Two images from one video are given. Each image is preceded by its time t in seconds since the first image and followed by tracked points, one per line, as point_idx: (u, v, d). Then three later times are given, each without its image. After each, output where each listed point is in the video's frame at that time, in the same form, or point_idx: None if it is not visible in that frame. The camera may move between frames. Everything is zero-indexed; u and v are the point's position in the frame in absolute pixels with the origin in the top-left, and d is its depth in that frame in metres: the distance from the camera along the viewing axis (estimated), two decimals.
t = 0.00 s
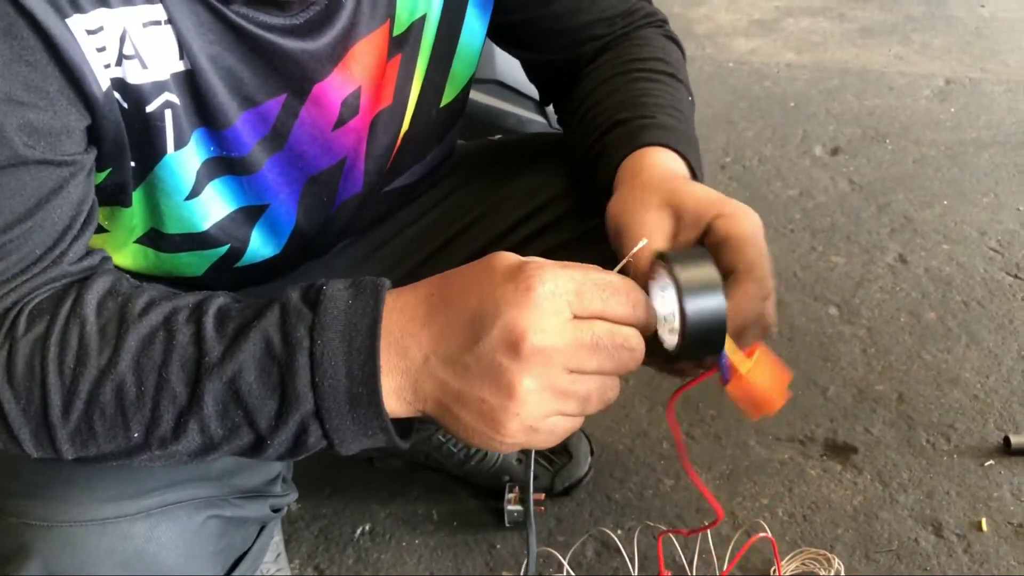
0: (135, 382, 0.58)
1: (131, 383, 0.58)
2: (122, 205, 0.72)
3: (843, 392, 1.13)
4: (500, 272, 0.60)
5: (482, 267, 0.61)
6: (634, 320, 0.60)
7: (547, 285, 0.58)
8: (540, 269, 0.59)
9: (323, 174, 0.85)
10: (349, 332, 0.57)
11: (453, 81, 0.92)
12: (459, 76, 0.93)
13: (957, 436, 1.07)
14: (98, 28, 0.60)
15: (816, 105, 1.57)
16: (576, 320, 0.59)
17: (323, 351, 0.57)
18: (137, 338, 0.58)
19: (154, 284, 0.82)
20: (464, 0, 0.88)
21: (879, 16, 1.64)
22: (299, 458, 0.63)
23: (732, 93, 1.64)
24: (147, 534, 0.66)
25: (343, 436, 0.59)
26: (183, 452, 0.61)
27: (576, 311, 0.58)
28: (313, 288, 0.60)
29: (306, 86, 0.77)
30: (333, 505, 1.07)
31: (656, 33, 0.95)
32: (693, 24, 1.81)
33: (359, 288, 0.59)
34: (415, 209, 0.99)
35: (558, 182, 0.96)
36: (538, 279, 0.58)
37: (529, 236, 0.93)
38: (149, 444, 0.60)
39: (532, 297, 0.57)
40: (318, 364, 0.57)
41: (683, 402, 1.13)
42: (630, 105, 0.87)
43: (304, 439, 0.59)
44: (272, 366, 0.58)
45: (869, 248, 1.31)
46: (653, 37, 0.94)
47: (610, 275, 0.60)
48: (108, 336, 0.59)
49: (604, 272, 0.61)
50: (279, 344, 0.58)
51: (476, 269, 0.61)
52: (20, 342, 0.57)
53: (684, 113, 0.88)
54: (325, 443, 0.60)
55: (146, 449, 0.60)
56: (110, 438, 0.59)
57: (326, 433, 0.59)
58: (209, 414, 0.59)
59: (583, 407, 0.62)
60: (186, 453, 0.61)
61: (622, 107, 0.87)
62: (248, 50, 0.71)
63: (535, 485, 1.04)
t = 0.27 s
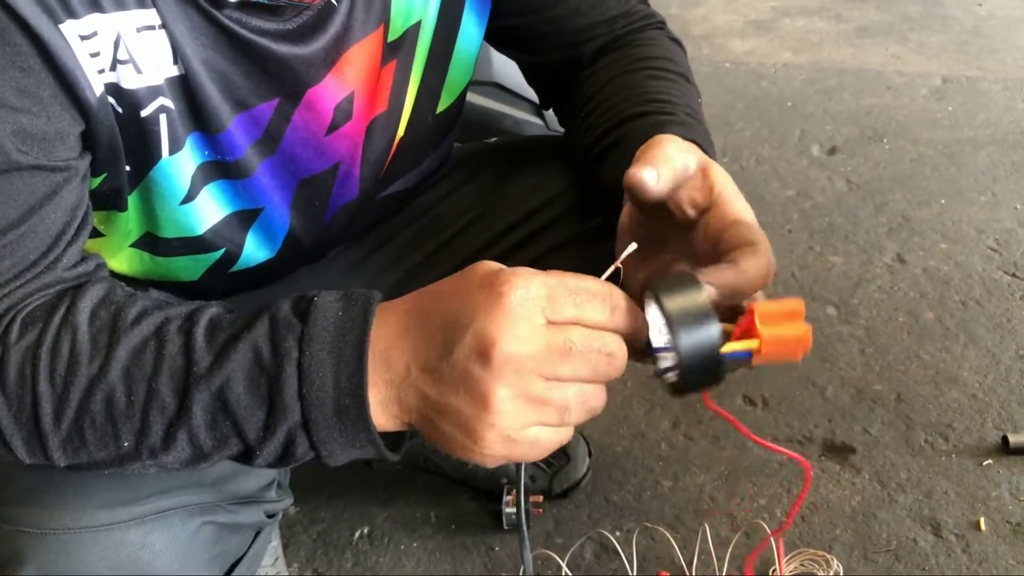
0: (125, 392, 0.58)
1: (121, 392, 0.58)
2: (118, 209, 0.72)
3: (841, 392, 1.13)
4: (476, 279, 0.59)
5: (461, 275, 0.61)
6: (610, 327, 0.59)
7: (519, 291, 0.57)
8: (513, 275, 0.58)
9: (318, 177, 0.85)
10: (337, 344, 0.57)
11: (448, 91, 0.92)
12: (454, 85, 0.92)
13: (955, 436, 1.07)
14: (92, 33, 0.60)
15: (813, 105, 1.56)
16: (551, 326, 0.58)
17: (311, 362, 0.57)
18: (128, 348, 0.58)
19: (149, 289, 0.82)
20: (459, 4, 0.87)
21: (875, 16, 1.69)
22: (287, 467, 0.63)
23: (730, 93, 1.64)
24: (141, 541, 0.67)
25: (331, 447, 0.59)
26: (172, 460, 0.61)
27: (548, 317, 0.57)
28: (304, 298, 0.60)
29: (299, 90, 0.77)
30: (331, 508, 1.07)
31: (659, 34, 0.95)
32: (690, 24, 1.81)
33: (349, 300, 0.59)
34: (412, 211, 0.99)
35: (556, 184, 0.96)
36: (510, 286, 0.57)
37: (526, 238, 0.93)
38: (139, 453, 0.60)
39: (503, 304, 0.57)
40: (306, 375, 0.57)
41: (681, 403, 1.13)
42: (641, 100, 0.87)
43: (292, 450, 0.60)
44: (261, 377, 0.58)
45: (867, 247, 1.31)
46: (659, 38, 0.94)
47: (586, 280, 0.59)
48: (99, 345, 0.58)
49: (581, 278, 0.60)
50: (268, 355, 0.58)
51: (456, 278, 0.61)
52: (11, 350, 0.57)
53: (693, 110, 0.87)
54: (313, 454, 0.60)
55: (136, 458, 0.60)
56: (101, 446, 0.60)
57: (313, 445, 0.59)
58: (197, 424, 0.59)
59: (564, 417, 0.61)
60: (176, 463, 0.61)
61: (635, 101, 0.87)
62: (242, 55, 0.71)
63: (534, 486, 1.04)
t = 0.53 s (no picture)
0: (132, 391, 0.58)
1: (128, 391, 0.58)
2: (115, 213, 0.72)
3: (839, 390, 1.13)
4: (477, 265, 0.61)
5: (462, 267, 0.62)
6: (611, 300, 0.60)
7: (520, 268, 0.59)
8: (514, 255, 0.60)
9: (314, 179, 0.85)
10: (347, 340, 0.57)
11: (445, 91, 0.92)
12: (451, 86, 0.93)
13: (953, 433, 1.07)
14: (90, 37, 0.60)
15: (810, 103, 1.56)
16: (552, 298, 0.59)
17: (318, 356, 0.57)
18: (137, 347, 0.59)
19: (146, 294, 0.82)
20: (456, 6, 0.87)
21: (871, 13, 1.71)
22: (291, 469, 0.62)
23: (727, 92, 1.65)
24: (139, 546, 0.67)
25: (333, 445, 0.59)
26: (175, 462, 0.61)
27: (550, 289, 0.58)
28: (315, 302, 0.61)
29: (297, 93, 0.77)
30: (330, 511, 1.07)
31: (660, 34, 0.95)
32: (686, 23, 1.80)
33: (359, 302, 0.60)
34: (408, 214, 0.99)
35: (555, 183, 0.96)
36: (511, 262, 0.59)
37: (526, 235, 0.94)
38: (142, 455, 0.59)
39: (506, 278, 0.58)
40: (315, 367, 0.57)
41: (679, 402, 1.13)
42: (643, 99, 0.87)
43: (295, 448, 0.59)
44: (268, 372, 0.58)
45: (864, 245, 1.31)
46: (659, 38, 0.94)
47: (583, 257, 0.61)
48: (108, 346, 0.59)
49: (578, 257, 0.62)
50: (277, 349, 0.58)
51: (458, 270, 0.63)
52: (19, 350, 0.57)
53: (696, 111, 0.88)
54: (315, 452, 0.59)
55: (139, 460, 0.60)
56: (104, 448, 0.59)
57: (316, 442, 0.59)
58: (201, 423, 0.58)
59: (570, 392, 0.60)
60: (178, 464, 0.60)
61: (637, 101, 0.87)
62: (240, 58, 0.71)
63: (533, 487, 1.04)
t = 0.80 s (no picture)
0: (121, 403, 0.58)
1: (118, 404, 0.58)
2: (108, 219, 0.72)
3: (834, 390, 1.14)
4: (459, 284, 0.60)
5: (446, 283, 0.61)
6: (594, 317, 0.59)
7: (502, 292, 0.58)
8: (495, 278, 0.59)
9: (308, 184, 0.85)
10: (335, 352, 0.57)
11: (438, 98, 0.92)
12: (445, 93, 0.92)
13: (948, 432, 1.07)
14: (82, 44, 0.61)
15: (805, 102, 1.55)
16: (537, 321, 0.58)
17: (308, 373, 0.57)
18: (126, 359, 0.59)
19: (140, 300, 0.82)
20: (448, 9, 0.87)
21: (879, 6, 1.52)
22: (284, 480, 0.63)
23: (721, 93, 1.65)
24: (133, 552, 0.67)
25: (326, 459, 0.58)
26: (167, 474, 0.61)
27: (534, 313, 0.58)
28: (303, 311, 0.60)
29: (290, 98, 0.77)
30: (324, 515, 1.07)
31: (651, 36, 0.95)
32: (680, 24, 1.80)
33: (346, 313, 0.60)
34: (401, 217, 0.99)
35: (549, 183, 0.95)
36: (493, 286, 0.58)
37: (522, 235, 0.93)
38: (134, 465, 0.60)
39: (487, 303, 0.57)
40: (304, 385, 0.57)
41: (675, 404, 1.13)
42: (635, 96, 0.87)
43: (288, 463, 0.59)
44: (257, 387, 0.58)
45: (859, 245, 1.32)
46: (650, 39, 0.94)
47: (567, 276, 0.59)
48: (96, 356, 0.59)
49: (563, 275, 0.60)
50: (265, 366, 0.58)
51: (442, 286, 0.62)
52: (8, 361, 0.58)
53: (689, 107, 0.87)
54: (309, 465, 0.60)
55: (131, 470, 0.60)
56: (96, 457, 0.59)
57: (309, 456, 0.59)
58: (194, 435, 0.58)
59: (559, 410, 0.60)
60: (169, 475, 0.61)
61: (628, 97, 0.87)
62: (233, 63, 0.71)
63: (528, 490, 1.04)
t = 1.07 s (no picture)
0: (111, 411, 0.58)
1: (108, 412, 0.58)
2: (100, 223, 0.72)
3: (828, 389, 1.14)
4: (479, 313, 0.59)
5: (460, 305, 0.60)
6: (612, 368, 0.61)
7: (527, 335, 0.58)
8: (520, 315, 0.58)
9: (299, 186, 0.84)
10: (325, 364, 0.58)
11: (431, 98, 0.92)
12: (437, 92, 0.92)
13: (942, 429, 1.07)
14: (70, 49, 0.61)
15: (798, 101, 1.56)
16: (555, 369, 0.60)
17: (299, 385, 0.57)
18: (114, 366, 0.58)
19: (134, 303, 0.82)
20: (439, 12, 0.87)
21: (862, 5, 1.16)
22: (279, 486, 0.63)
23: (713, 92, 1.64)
24: (127, 554, 0.68)
25: (323, 467, 0.59)
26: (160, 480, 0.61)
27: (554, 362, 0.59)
28: (288, 316, 0.60)
29: (279, 101, 0.77)
30: (319, 517, 1.06)
31: (638, 39, 0.95)
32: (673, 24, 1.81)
33: (332, 316, 0.60)
34: (394, 218, 0.99)
35: (542, 184, 0.93)
36: (521, 329, 0.58)
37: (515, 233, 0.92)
38: (127, 471, 0.60)
39: (514, 349, 0.58)
40: (296, 396, 0.57)
41: (669, 403, 1.14)
42: (617, 103, 0.88)
43: (284, 471, 0.60)
44: (249, 400, 0.58)
45: (852, 243, 1.32)
46: (634, 42, 0.94)
47: (592, 321, 0.60)
48: (85, 363, 0.59)
49: (584, 315, 0.61)
50: (255, 377, 0.58)
51: (454, 304, 0.61)
52: None
53: (671, 112, 0.88)
54: (306, 473, 0.60)
55: (124, 475, 0.60)
56: (87, 464, 0.60)
57: (306, 464, 0.59)
58: (189, 442, 0.59)
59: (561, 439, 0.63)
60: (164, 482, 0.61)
61: (610, 106, 0.88)
62: (222, 66, 0.70)
63: (522, 491, 1.04)
